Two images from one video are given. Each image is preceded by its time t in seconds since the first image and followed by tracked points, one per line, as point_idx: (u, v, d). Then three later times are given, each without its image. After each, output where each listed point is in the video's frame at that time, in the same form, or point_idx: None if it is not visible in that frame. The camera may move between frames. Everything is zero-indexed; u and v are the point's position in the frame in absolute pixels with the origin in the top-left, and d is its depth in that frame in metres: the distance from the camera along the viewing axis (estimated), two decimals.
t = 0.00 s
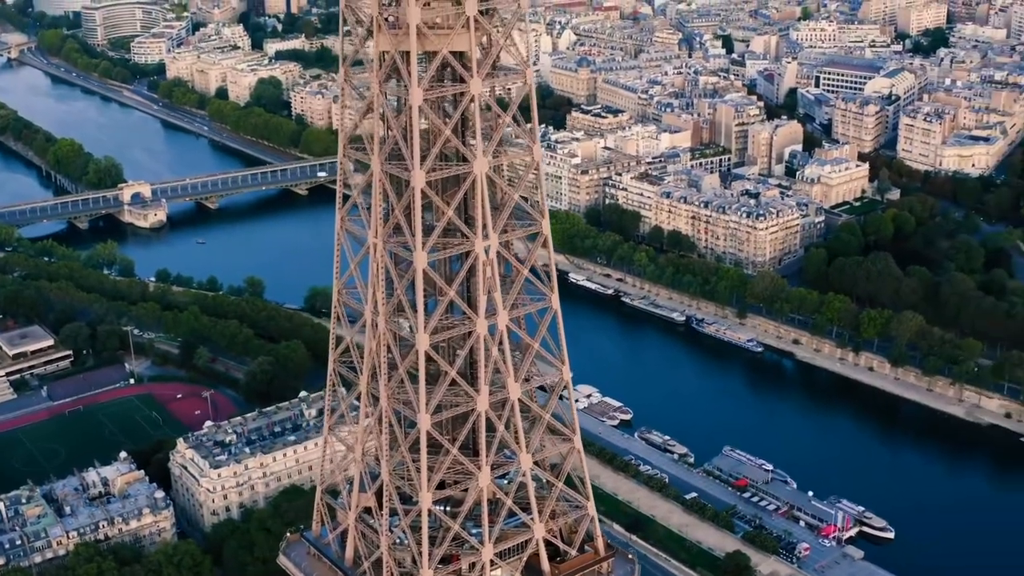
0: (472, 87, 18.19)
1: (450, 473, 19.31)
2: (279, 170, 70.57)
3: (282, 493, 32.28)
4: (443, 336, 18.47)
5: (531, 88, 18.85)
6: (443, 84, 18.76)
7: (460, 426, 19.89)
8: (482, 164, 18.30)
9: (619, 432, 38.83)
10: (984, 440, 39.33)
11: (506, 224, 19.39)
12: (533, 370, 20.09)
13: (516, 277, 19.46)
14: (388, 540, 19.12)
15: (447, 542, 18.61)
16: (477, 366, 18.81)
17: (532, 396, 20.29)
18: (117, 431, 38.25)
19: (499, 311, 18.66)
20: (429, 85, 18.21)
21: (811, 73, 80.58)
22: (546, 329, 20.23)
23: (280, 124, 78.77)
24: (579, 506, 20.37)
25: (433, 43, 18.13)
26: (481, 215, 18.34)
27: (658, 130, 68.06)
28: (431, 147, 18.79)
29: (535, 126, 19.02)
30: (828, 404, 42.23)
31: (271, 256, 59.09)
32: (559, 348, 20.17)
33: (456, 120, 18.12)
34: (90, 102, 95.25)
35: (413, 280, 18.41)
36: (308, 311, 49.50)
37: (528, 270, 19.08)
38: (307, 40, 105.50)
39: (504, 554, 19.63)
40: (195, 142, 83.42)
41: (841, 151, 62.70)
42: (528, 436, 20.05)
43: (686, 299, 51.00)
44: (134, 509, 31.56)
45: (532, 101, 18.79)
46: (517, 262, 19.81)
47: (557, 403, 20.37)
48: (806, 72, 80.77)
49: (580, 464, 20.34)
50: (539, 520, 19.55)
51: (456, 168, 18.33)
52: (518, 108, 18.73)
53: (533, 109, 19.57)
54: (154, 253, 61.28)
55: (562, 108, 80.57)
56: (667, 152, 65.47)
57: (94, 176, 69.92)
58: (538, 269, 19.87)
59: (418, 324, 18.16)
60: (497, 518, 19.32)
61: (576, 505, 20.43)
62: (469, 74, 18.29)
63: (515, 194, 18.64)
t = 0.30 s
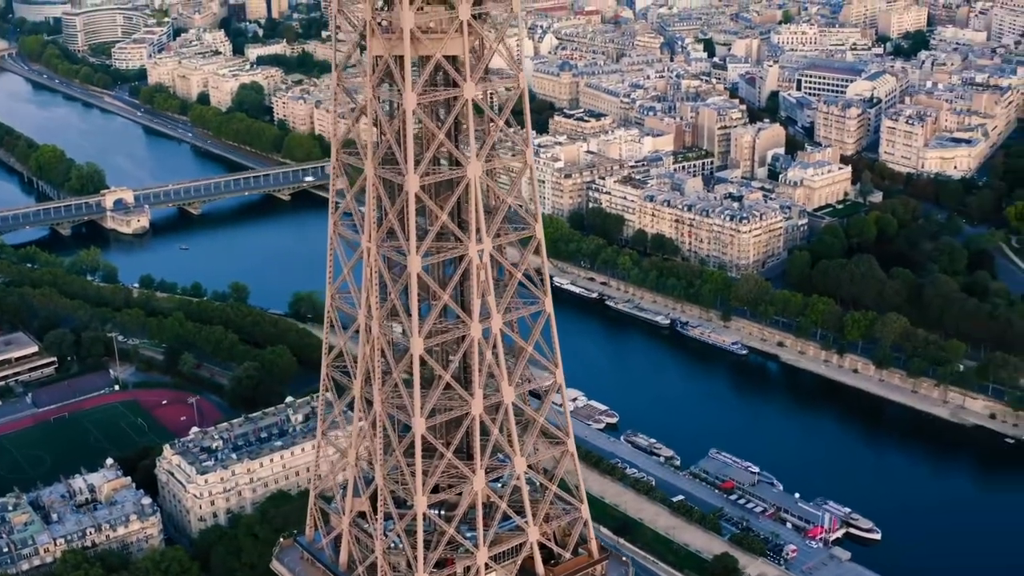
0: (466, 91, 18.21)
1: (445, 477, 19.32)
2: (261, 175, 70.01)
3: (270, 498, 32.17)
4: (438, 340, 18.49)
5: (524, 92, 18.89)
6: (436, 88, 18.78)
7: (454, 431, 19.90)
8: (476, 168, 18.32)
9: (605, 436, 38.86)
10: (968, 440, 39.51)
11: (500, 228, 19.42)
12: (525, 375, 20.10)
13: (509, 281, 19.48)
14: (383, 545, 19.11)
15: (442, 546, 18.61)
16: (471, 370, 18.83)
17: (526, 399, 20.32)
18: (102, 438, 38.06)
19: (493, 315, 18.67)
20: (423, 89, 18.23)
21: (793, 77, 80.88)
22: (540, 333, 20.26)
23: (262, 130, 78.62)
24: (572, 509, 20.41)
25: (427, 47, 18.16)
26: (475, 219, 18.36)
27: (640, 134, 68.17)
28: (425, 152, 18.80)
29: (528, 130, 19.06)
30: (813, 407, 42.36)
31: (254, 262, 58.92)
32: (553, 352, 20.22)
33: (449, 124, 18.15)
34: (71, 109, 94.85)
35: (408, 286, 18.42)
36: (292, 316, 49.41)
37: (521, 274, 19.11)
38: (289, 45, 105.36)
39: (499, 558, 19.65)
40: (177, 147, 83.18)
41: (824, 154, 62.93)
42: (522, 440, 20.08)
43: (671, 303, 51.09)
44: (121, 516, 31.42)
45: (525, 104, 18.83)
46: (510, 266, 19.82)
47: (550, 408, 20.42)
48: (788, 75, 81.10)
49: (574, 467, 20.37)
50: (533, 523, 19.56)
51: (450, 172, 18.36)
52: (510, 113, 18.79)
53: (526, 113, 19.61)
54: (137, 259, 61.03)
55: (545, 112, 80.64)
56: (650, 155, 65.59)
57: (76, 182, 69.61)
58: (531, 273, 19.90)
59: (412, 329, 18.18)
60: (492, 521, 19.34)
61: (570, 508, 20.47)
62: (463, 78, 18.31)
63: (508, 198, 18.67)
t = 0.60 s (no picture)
0: (462, 95, 18.23)
1: (443, 481, 19.31)
2: (248, 181, 70.24)
3: (260, 503, 32.09)
4: (435, 344, 18.49)
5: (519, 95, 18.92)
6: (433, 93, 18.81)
7: (451, 435, 19.90)
8: (472, 172, 18.33)
9: (594, 440, 38.88)
10: (956, 442, 39.64)
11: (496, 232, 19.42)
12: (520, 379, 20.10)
13: (505, 285, 19.49)
14: (381, 549, 19.09)
15: (440, 550, 18.61)
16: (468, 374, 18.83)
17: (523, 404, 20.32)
18: (90, 444, 37.93)
19: (489, 319, 18.68)
20: (420, 93, 18.26)
21: (777, 80, 81.15)
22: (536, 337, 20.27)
23: (247, 135, 78.50)
24: (569, 512, 20.42)
25: (424, 51, 18.19)
26: (472, 224, 18.37)
27: (626, 138, 68.26)
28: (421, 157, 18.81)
29: (523, 134, 19.08)
30: (801, 409, 42.43)
31: (241, 267, 58.82)
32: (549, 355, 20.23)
33: (446, 128, 18.17)
34: (55, 115, 94.50)
35: (404, 290, 18.43)
36: (279, 321, 49.33)
37: (517, 278, 19.13)
38: (273, 50, 105.24)
39: (497, 561, 19.63)
40: (161, 153, 82.95)
41: (809, 157, 63.16)
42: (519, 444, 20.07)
43: (658, 306, 51.16)
44: (111, 523, 31.32)
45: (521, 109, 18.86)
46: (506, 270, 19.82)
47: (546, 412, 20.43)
48: (772, 79, 81.33)
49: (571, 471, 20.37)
50: (530, 527, 19.56)
51: (446, 177, 18.36)
52: (506, 116, 18.82)
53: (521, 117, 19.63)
54: (123, 265, 60.85)
55: (530, 116, 80.71)
56: (635, 159, 65.71)
57: (61, 189, 69.37)
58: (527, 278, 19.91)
59: (409, 333, 18.20)
60: (489, 525, 19.34)
61: (566, 511, 20.47)
62: (459, 83, 18.33)
63: (505, 203, 18.70)
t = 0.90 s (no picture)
0: (461, 99, 18.26)
1: (442, 484, 19.31)
2: (235, 187, 70.15)
3: (252, 509, 32.02)
4: (434, 348, 18.52)
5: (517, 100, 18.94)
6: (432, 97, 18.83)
7: (450, 438, 19.90)
8: (471, 175, 18.32)
9: (584, 444, 38.91)
10: (945, 444, 39.78)
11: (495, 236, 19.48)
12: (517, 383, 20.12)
13: (503, 289, 19.52)
14: (379, 553, 19.09)
15: (439, 554, 18.62)
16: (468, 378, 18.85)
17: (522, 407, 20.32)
18: (80, 450, 37.77)
19: (488, 323, 18.71)
20: (418, 97, 18.28)
21: (763, 84, 81.38)
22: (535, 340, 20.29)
23: (234, 140, 78.39)
24: (567, 515, 20.41)
25: (423, 55, 18.23)
26: (470, 228, 18.38)
27: (613, 142, 68.33)
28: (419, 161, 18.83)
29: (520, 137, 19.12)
30: (790, 412, 42.52)
31: (228, 272, 58.71)
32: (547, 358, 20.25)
33: (444, 132, 18.19)
34: (40, 120, 94.17)
35: (403, 294, 18.46)
36: (268, 326, 49.26)
37: (514, 281, 19.16)
38: (259, 56, 105.20)
39: (495, 565, 19.61)
40: (147, 159, 82.77)
41: (796, 161, 63.34)
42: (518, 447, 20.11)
43: (646, 310, 51.21)
44: (102, 529, 31.21)
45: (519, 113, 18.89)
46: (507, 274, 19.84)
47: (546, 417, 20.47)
48: (758, 82, 81.61)
49: (569, 474, 20.38)
50: (528, 530, 19.54)
51: (444, 180, 18.37)
52: (504, 120, 18.84)
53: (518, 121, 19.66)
54: (110, 271, 60.68)
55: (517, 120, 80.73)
56: (623, 163, 65.80)
57: (48, 195, 69.15)
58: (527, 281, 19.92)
59: (409, 337, 18.22)
60: (487, 529, 19.34)
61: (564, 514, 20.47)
62: (457, 87, 18.35)
63: (503, 206, 18.73)
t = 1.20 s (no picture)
0: (459, 103, 18.30)
1: (441, 488, 19.32)
2: (223, 193, 70.05)
3: (244, 514, 31.92)
4: (433, 352, 18.54)
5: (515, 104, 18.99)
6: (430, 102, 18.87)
7: (449, 442, 19.92)
8: (469, 180, 18.35)
9: (575, 448, 38.95)
10: (934, 447, 39.91)
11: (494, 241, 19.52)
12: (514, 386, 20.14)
13: (501, 293, 19.56)
14: (379, 557, 19.09)
15: (438, 557, 18.63)
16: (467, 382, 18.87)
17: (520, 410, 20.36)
18: (70, 456, 37.65)
19: (487, 326, 18.73)
20: (417, 101, 18.31)
21: (750, 88, 81.63)
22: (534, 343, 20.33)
23: (221, 146, 78.27)
24: (565, 518, 20.43)
25: (422, 59, 18.27)
26: (470, 232, 18.40)
27: (601, 146, 68.43)
28: (418, 166, 18.84)
29: (519, 141, 19.16)
30: (779, 415, 42.62)
31: (216, 278, 58.60)
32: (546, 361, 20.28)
33: (443, 136, 18.23)
34: (26, 126, 93.91)
35: (402, 298, 18.48)
36: (257, 331, 49.16)
37: (513, 285, 19.18)
38: (245, 61, 105.07)
39: (495, 568, 19.62)
40: (134, 165, 82.61)
41: (783, 164, 63.52)
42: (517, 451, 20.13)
43: (635, 314, 51.25)
44: (94, 535, 31.10)
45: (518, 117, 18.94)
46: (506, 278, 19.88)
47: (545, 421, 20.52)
48: (745, 86, 81.86)
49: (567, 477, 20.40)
50: (527, 533, 19.54)
51: (443, 185, 18.40)
52: (503, 123, 18.91)
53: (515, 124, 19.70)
54: (98, 277, 60.52)
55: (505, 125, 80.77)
56: (611, 168, 65.91)
57: (35, 201, 68.92)
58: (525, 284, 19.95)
59: (409, 341, 18.23)
60: (486, 532, 19.35)
61: (563, 518, 20.49)
62: (456, 92, 18.40)
63: (501, 209, 18.77)
